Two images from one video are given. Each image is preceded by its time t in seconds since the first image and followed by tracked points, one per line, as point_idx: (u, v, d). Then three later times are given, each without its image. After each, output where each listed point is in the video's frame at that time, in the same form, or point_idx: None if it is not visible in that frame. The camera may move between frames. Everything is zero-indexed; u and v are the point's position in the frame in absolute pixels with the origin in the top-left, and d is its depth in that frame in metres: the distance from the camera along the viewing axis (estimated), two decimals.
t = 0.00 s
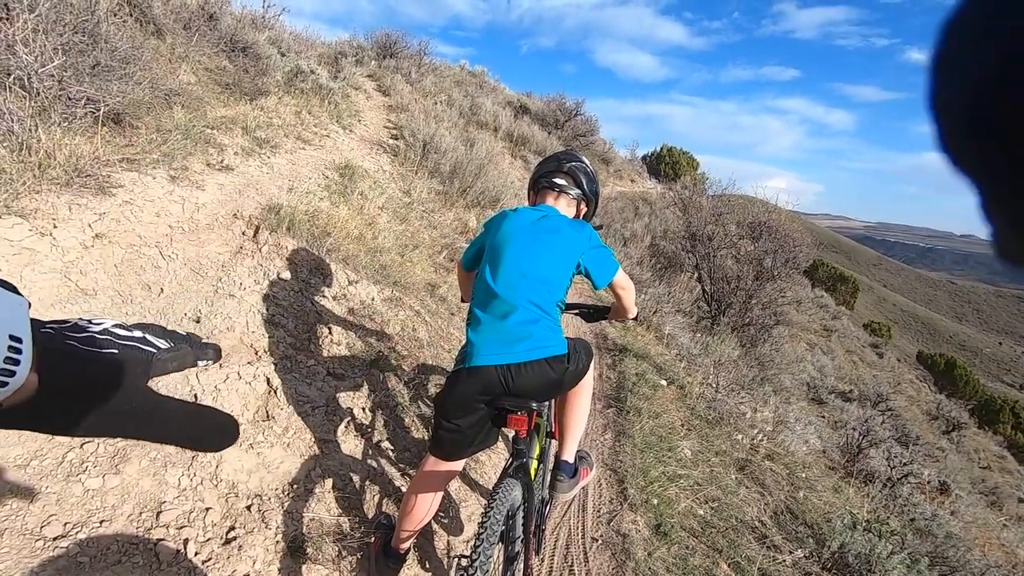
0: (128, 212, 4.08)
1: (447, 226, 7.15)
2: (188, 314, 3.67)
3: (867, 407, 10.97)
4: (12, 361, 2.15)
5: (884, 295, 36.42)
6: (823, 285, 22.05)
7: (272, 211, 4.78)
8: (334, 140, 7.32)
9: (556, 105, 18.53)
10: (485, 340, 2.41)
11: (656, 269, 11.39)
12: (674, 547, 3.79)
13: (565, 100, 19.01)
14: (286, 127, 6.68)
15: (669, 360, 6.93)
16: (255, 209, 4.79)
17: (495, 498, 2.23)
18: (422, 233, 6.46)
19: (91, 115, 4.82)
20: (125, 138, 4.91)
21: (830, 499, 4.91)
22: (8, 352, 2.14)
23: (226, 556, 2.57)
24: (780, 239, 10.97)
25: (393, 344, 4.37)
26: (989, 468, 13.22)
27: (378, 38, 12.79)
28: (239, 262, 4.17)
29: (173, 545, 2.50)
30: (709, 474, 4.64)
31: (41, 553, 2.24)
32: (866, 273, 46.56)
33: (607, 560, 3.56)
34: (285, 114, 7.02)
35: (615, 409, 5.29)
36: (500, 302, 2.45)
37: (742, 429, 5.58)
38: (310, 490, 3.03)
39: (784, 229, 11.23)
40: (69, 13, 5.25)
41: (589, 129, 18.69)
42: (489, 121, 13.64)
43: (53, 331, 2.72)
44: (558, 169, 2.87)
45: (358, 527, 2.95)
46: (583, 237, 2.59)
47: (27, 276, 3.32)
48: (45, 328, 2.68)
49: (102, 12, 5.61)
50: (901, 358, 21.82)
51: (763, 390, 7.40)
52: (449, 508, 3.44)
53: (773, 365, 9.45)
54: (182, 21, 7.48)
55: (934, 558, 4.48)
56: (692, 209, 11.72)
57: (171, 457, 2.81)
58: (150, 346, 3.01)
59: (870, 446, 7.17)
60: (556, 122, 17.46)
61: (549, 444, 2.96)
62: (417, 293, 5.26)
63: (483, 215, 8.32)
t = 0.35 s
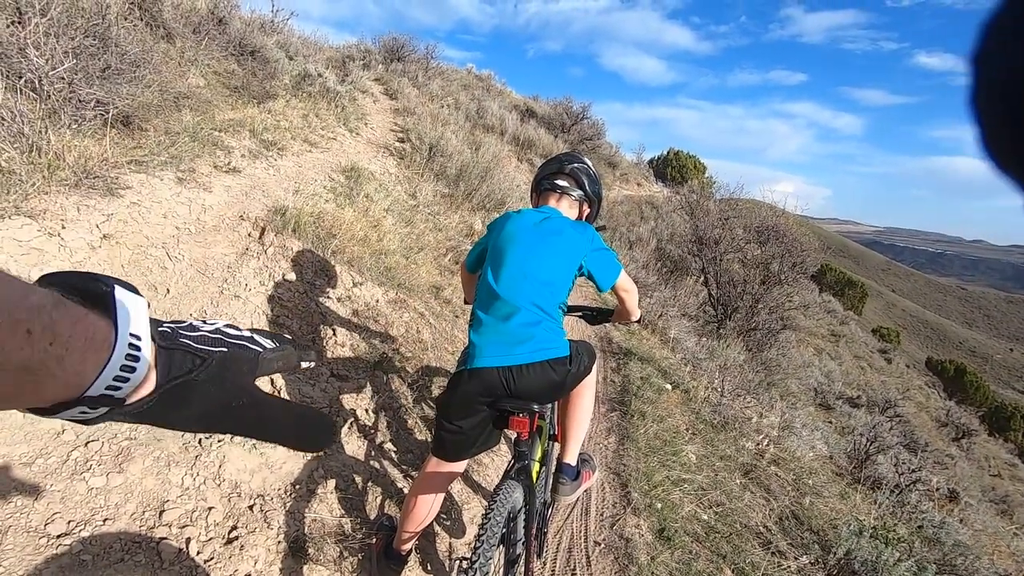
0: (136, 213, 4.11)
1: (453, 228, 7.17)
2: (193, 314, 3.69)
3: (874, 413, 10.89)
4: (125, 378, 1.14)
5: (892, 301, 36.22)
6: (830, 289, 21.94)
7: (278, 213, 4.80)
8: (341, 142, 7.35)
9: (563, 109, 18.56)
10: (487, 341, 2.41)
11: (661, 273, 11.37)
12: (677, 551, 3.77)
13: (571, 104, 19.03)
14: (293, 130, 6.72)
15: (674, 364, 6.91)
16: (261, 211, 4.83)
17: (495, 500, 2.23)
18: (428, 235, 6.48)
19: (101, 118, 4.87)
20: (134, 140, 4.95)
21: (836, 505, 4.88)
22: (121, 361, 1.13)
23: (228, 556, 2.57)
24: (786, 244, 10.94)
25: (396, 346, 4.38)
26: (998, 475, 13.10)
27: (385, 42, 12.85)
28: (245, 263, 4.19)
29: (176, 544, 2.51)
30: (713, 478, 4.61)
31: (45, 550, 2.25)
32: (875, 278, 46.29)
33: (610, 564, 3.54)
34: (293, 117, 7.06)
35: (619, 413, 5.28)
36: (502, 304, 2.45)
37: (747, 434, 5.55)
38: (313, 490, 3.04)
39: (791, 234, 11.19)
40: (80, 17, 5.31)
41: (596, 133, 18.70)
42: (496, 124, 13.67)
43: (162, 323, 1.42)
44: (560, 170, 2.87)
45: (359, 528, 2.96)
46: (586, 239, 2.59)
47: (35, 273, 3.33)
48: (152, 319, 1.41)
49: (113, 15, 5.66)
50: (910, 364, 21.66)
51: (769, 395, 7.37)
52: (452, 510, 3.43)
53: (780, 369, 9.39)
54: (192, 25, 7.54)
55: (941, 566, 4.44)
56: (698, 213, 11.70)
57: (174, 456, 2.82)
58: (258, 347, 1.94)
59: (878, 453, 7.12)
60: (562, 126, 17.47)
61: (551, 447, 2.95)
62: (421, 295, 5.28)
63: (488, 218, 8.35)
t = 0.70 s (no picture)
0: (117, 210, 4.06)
1: (440, 229, 7.15)
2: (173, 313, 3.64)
3: (857, 416, 11.01)
4: (402, 366, 0.90)
5: (875, 305, 36.69)
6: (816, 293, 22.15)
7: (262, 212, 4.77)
8: (329, 142, 7.31)
9: (553, 111, 18.59)
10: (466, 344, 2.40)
11: (649, 276, 11.42)
12: (658, 553, 3.78)
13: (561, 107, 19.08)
14: (280, 128, 6.66)
15: (660, 367, 6.95)
16: (245, 210, 4.78)
17: (474, 502, 2.22)
18: (414, 236, 6.46)
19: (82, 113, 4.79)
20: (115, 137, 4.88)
21: (817, 507, 4.92)
22: (397, 349, 0.90)
23: (203, 559, 2.54)
24: (772, 248, 11.05)
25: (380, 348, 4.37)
26: (978, 478, 13.30)
27: (375, 41, 12.79)
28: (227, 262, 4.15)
29: (149, 547, 2.47)
30: (696, 480, 4.63)
31: (13, 553, 2.19)
32: (859, 283, 46.86)
33: (591, 566, 3.54)
34: (280, 115, 7.00)
35: (603, 415, 5.29)
36: (482, 306, 2.45)
37: (730, 436, 5.59)
38: (291, 492, 3.01)
39: (776, 238, 11.31)
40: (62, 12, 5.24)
41: (585, 135, 18.75)
42: (486, 125, 13.67)
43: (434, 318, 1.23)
44: (541, 172, 2.87)
45: (338, 531, 2.94)
46: (566, 241, 2.60)
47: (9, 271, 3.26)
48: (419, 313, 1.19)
49: (97, 10, 5.58)
50: (893, 368, 21.93)
51: (753, 397, 7.42)
52: (433, 512, 3.42)
53: (765, 372, 9.46)
54: (178, 21, 7.45)
55: (918, 567, 4.49)
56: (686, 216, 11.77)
57: (150, 457, 2.77)
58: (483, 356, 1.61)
59: (859, 455, 7.20)
60: (552, 128, 17.50)
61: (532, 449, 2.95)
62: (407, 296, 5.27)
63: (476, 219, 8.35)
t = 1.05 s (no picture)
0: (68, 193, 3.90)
1: (409, 220, 7.08)
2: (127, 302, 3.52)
3: (814, 408, 11.37)
4: (425, 350, 0.94)
5: (833, 301, 37.89)
6: (778, 289, 22.73)
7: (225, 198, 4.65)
8: (295, 129, 7.15)
9: (525, 104, 18.56)
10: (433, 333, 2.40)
11: (617, 270, 11.54)
12: (621, 540, 3.84)
13: (533, 100, 19.06)
14: (244, 113, 6.48)
15: (626, 359, 7.04)
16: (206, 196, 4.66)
17: (439, 490, 2.21)
18: (383, 226, 6.39)
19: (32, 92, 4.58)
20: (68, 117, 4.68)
21: (774, 495, 5.07)
22: (420, 336, 0.93)
23: (159, 552, 2.47)
24: (736, 244, 11.29)
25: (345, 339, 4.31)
26: (925, 467, 13.90)
27: (344, 27, 12.54)
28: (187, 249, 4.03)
29: (102, 540, 2.38)
30: (659, 470, 4.71)
31: None
32: (819, 279, 48.28)
33: (555, 554, 3.58)
34: (245, 100, 6.81)
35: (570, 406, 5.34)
36: (449, 296, 2.43)
37: (693, 427, 5.70)
38: (253, 484, 2.96)
39: (741, 234, 11.55)
40: None
41: (557, 129, 18.78)
42: (457, 116, 13.57)
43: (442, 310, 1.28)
44: (512, 164, 2.87)
45: (301, 522, 2.91)
46: (535, 233, 2.61)
47: None
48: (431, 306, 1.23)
49: None
50: (849, 361, 22.71)
51: (715, 389, 7.59)
52: (398, 503, 3.40)
53: (728, 365, 9.67)
54: None
55: (866, 551, 4.67)
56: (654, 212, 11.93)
57: (103, 449, 2.68)
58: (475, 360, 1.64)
59: (815, 445, 7.46)
60: (524, 120, 17.47)
61: (500, 440, 2.96)
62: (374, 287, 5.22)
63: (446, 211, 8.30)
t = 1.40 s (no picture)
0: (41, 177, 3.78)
1: (392, 209, 7.02)
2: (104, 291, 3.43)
3: (791, 398, 11.59)
4: (382, 352, 1.00)
5: (810, 294, 38.49)
6: (757, 281, 23.02)
7: (203, 184, 4.55)
8: (276, 114, 7.02)
9: (509, 93, 18.44)
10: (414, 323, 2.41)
11: (600, 261, 11.58)
12: (604, 527, 3.89)
13: (518, 89, 18.94)
14: (223, 97, 6.33)
15: (609, 350, 7.09)
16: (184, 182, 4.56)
17: (422, 479, 2.22)
18: (366, 214, 6.33)
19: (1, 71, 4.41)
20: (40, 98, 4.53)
21: (752, 482, 5.17)
22: (376, 338, 0.99)
23: (140, 543, 2.45)
24: (717, 236, 11.40)
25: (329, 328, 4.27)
26: (895, 455, 14.26)
27: (326, 11, 12.29)
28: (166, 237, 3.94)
29: (81, 532, 2.35)
30: (640, 458, 4.76)
31: None
32: (797, 272, 48.99)
33: (538, 541, 3.62)
34: (224, 84, 6.64)
35: (553, 395, 5.37)
36: (431, 286, 2.45)
37: (674, 416, 5.77)
38: (235, 474, 2.94)
39: (722, 227, 11.69)
40: None
41: (541, 119, 18.70)
42: (441, 105, 13.43)
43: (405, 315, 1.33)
44: (499, 154, 2.86)
45: (284, 512, 2.90)
46: (521, 224, 2.59)
47: None
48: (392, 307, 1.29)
49: None
50: (825, 352, 23.13)
51: (696, 379, 7.68)
52: (382, 492, 3.41)
53: (708, 356, 9.78)
54: None
55: (840, 536, 4.75)
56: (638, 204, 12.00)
57: (81, 439, 2.63)
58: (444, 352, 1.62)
59: (791, 434, 7.61)
60: (508, 110, 17.35)
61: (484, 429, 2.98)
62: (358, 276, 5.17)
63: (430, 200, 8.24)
